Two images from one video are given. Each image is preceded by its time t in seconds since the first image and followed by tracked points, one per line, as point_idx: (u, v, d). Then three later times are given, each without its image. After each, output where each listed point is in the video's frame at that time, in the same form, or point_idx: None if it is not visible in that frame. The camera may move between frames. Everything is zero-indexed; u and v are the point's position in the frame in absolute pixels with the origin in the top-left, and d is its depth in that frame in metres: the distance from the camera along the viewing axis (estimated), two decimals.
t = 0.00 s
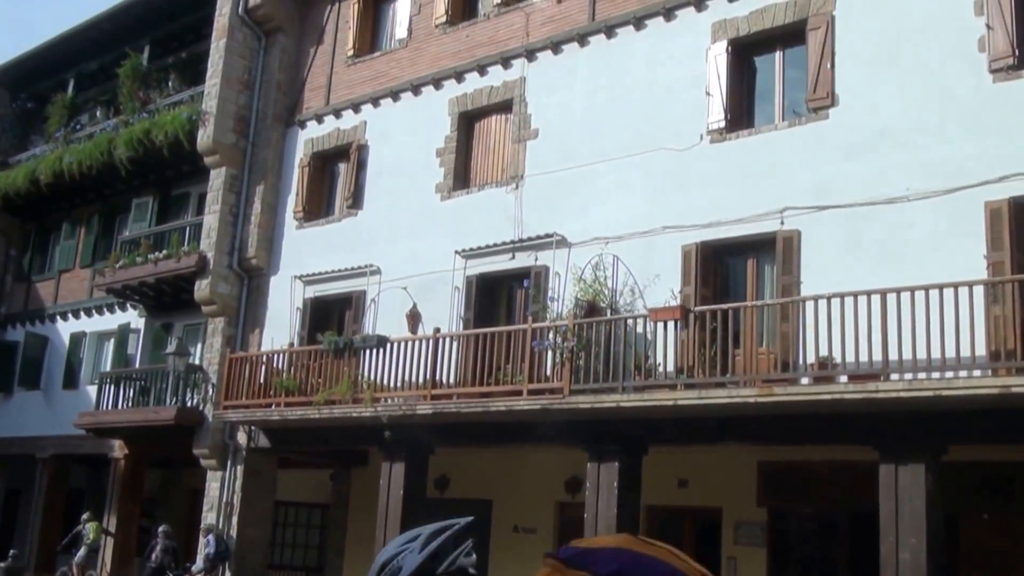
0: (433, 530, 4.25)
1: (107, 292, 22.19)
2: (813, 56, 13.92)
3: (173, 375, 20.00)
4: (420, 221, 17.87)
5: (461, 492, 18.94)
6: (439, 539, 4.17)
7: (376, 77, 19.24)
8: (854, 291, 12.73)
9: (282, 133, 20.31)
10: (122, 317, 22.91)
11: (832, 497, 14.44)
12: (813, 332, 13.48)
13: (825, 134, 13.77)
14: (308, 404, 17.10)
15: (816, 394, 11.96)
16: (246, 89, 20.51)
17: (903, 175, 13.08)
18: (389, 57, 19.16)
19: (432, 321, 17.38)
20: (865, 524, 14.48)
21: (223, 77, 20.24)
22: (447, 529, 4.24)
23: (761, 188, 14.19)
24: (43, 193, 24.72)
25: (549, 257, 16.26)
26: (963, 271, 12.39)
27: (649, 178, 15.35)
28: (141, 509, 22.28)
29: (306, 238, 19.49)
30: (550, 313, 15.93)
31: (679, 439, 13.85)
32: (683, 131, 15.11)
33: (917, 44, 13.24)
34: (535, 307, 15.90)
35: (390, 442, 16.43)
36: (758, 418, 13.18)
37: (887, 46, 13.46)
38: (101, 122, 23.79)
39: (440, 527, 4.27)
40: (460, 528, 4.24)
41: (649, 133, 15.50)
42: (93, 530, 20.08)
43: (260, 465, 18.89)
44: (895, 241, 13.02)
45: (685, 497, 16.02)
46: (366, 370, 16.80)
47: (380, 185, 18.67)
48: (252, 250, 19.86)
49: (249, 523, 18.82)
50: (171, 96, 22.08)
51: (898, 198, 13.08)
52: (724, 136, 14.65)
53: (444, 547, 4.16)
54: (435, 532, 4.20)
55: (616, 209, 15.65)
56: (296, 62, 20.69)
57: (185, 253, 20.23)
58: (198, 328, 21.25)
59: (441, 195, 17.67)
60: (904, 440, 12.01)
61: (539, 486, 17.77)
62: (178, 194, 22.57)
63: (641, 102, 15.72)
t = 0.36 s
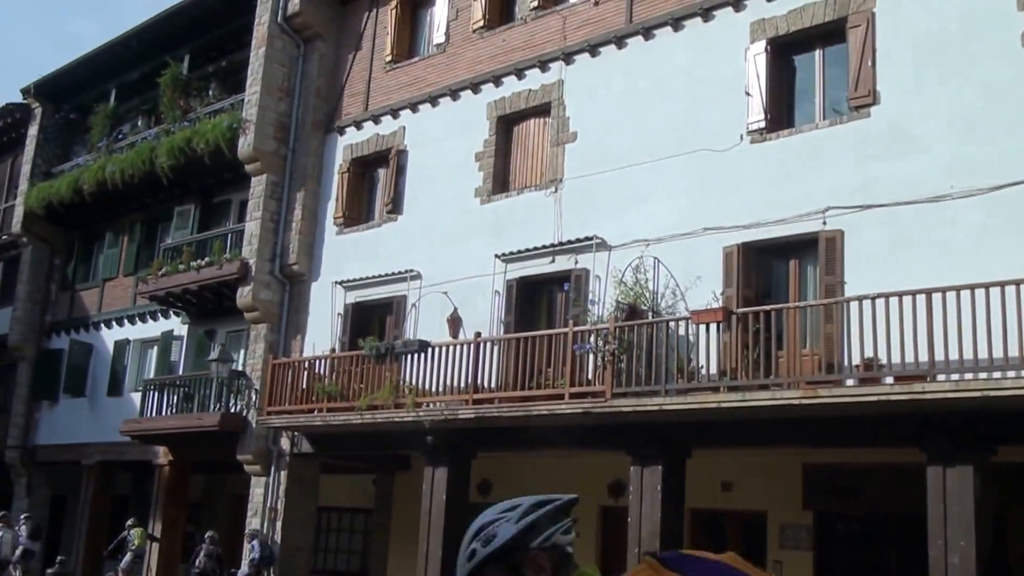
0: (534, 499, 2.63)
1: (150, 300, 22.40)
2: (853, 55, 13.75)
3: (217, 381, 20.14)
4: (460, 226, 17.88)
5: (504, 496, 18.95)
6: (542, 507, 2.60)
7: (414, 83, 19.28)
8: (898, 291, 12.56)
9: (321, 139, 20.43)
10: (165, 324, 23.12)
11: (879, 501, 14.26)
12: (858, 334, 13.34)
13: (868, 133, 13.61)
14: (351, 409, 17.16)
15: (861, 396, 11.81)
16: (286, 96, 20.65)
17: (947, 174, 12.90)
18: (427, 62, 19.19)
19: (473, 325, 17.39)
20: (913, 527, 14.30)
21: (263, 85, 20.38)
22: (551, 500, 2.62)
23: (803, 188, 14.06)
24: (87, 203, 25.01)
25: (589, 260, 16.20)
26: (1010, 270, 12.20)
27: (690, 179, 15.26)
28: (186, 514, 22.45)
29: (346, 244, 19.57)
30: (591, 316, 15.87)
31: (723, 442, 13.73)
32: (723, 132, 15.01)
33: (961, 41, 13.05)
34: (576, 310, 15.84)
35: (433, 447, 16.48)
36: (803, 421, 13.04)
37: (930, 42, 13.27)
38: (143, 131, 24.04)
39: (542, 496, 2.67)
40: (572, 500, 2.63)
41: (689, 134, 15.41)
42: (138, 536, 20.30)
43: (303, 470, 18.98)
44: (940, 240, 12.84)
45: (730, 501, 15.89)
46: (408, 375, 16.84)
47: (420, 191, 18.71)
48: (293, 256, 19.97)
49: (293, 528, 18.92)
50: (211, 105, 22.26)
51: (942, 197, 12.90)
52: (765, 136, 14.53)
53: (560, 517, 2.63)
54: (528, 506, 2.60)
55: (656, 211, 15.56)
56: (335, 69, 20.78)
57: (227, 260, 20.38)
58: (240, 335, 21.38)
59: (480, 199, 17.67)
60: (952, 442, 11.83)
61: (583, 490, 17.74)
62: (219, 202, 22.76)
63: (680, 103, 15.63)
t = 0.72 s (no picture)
0: (699, 519, 2.93)
1: (196, 300, 22.62)
2: (897, 43, 13.59)
3: (263, 380, 20.32)
4: (503, 222, 17.90)
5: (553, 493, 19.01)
6: (701, 534, 2.88)
7: (454, 81, 19.32)
8: (946, 282, 12.38)
9: (363, 138, 20.54)
10: (211, 324, 23.33)
11: (930, 495, 14.09)
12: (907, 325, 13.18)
13: (913, 122, 13.44)
14: (396, 406, 17.25)
15: (909, 388, 11.67)
16: (328, 96, 20.78)
17: (995, 162, 12.72)
18: (468, 59, 19.22)
19: (517, 321, 17.38)
20: (965, 521, 14.11)
21: (306, 85, 20.52)
22: (712, 528, 2.89)
23: (848, 179, 13.91)
24: (133, 205, 25.31)
25: (632, 254, 16.13)
26: None
27: (733, 171, 15.15)
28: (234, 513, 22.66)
29: (389, 242, 19.66)
30: (635, 311, 15.81)
31: (770, 436, 13.63)
32: (767, 123, 14.89)
33: (1008, 26, 12.85)
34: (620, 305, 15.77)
35: (478, 443, 16.55)
36: (851, 414, 12.91)
37: (976, 29, 13.09)
38: (187, 134, 24.29)
39: (711, 520, 2.96)
40: (736, 531, 2.91)
41: (732, 126, 15.29)
42: (187, 534, 20.54)
43: (350, 468, 19.10)
44: (988, 230, 12.65)
45: (778, 495, 15.77)
46: (453, 372, 16.90)
47: (461, 188, 18.75)
48: (337, 255, 20.10)
49: (341, 525, 19.03)
50: (254, 106, 22.46)
51: (989, 185, 12.72)
52: (808, 127, 14.39)
53: (715, 547, 2.89)
54: (687, 527, 2.89)
55: (700, 204, 15.47)
56: (376, 67, 20.85)
57: (272, 260, 20.55)
58: (286, 334, 21.53)
59: (522, 195, 17.68)
60: (1004, 434, 11.67)
61: (631, 486, 17.72)
62: (263, 202, 22.93)
63: (723, 95, 15.53)
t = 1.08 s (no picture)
0: (730, 497, 2.63)
1: (243, 293, 22.84)
2: (944, 21, 13.38)
3: (310, 371, 20.54)
4: (547, 210, 17.86)
5: (599, 479, 19.03)
6: (733, 513, 2.59)
7: (495, 69, 19.31)
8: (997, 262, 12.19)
9: (405, 129, 20.60)
10: (258, 316, 23.52)
11: (984, 479, 13.91)
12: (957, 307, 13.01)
13: (961, 101, 13.23)
14: (443, 395, 17.33)
15: (961, 371, 11.51)
16: (370, 87, 20.85)
17: None
18: (508, 47, 19.19)
19: (562, 310, 17.35)
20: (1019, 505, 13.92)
21: (347, 77, 20.60)
22: (744, 500, 2.61)
23: (895, 160, 13.73)
24: (179, 200, 25.59)
25: (677, 240, 16.05)
26: None
27: (778, 154, 15.01)
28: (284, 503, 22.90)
29: (432, 232, 19.71)
30: (681, 298, 15.73)
31: (819, 422, 13.51)
32: (811, 105, 14.73)
33: None
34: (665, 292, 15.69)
35: (526, 431, 16.63)
36: (902, 398, 12.76)
37: None
38: (231, 128, 24.49)
39: (743, 495, 2.67)
40: (776, 498, 2.62)
41: (776, 109, 15.15)
42: (239, 524, 20.81)
43: (398, 457, 19.23)
44: None
45: (828, 481, 15.65)
46: (498, 360, 16.94)
47: (504, 177, 18.75)
48: (381, 245, 20.18)
49: (389, 514, 19.14)
50: (296, 99, 22.60)
51: None
52: (854, 108, 14.21)
53: (753, 522, 2.60)
54: (717, 509, 2.59)
55: (745, 188, 15.35)
56: (416, 58, 20.88)
57: (316, 251, 20.68)
58: (332, 325, 21.69)
59: (565, 182, 17.65)
60: None
61: (678, 473, 17.70)
62: (307, 194, 23.06)
63: (766, 78, 15.38)
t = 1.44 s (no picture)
0: (797, 465, 2.57)
1: (292, 276, 23.04)
2: None
3: (359, 352, 20.78)
4: (591, 188, 17.84)
5: (647, 455, 19.15)
6: (800, 482, 2.52)
7: (536, 48, 19.27)
8: None
9: (448, 110, 20.64)
10: (307, 299, 23.75)
11: None
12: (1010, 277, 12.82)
13: (1010, 66, 12.99)
14: (491, 375, 17.44)
15: (1014, 342, 11.37)
16: (411, 69, 20.90)
17: None
18: (549, 26, 19.14)
19: (608, 288, 17.33)
20: None
21: (388, 59, 20.67)
22: (812, 468, 2.54)
23: (943, 129, 13.54)
24: (226, 186, 25.86)
25: (723, 215, 15.95)
26: None
27: (824, 127, 14.87)
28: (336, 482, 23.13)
29: (477, 212, 19.77)
30: (728, 273, 15.64)
31: (869, 395, 13.43)
32: (857, 76, 14.56)
33: None
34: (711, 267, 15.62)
35: (574, 409, 16.70)
36: (954, 370, 12.64)
37: None
38: (275, 114, 24.68)
39: (811, 462, 2.60)
40: (845, 464, 2.54)
41: (821, 80, 14.99)
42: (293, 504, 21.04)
43: (448, 436, 19.39)
44: None
45: (880, 455, 15.54)
46: (545, 339, 17.00)
47: (547, 155, 18.74)
48: (427, 227, 20.28)
49: (440, 493, 19.30)
50: (339, 83, 22.73)
51: None
52: (901, 76, 14.02)
53: (821, 490, 2.52)
54: (783, 479, 2.54)
55: (791, 162, 15.22)
56: (457, 38, 20.89)
57: (363, 234, 20.83)
58: (380, 307, 21.81)
59: (609, 159, 17.60)
60: None
61: (727, 448, 17.77)
62: (352, 177, 23.19)
63: (811, 49, 15.21)
